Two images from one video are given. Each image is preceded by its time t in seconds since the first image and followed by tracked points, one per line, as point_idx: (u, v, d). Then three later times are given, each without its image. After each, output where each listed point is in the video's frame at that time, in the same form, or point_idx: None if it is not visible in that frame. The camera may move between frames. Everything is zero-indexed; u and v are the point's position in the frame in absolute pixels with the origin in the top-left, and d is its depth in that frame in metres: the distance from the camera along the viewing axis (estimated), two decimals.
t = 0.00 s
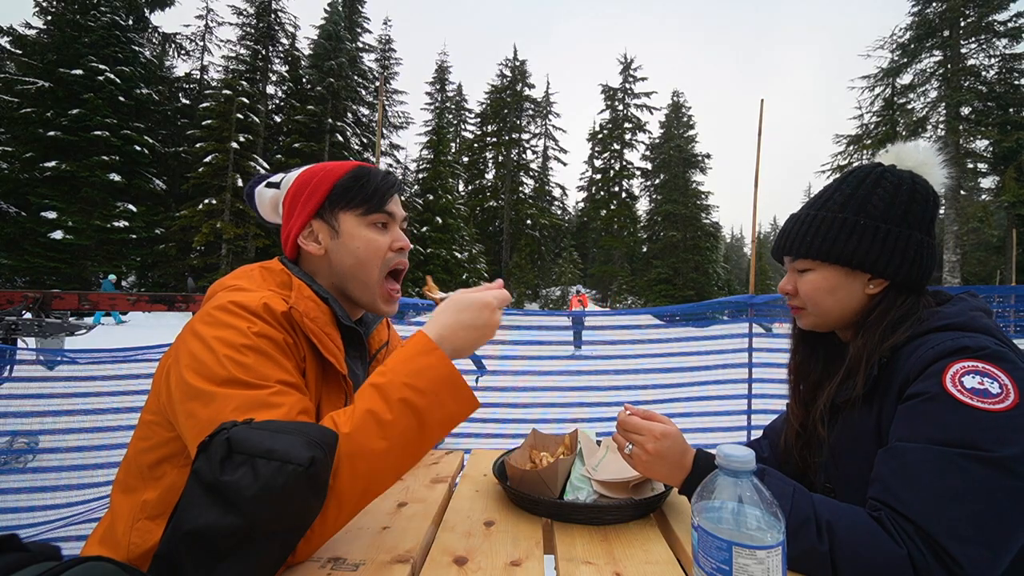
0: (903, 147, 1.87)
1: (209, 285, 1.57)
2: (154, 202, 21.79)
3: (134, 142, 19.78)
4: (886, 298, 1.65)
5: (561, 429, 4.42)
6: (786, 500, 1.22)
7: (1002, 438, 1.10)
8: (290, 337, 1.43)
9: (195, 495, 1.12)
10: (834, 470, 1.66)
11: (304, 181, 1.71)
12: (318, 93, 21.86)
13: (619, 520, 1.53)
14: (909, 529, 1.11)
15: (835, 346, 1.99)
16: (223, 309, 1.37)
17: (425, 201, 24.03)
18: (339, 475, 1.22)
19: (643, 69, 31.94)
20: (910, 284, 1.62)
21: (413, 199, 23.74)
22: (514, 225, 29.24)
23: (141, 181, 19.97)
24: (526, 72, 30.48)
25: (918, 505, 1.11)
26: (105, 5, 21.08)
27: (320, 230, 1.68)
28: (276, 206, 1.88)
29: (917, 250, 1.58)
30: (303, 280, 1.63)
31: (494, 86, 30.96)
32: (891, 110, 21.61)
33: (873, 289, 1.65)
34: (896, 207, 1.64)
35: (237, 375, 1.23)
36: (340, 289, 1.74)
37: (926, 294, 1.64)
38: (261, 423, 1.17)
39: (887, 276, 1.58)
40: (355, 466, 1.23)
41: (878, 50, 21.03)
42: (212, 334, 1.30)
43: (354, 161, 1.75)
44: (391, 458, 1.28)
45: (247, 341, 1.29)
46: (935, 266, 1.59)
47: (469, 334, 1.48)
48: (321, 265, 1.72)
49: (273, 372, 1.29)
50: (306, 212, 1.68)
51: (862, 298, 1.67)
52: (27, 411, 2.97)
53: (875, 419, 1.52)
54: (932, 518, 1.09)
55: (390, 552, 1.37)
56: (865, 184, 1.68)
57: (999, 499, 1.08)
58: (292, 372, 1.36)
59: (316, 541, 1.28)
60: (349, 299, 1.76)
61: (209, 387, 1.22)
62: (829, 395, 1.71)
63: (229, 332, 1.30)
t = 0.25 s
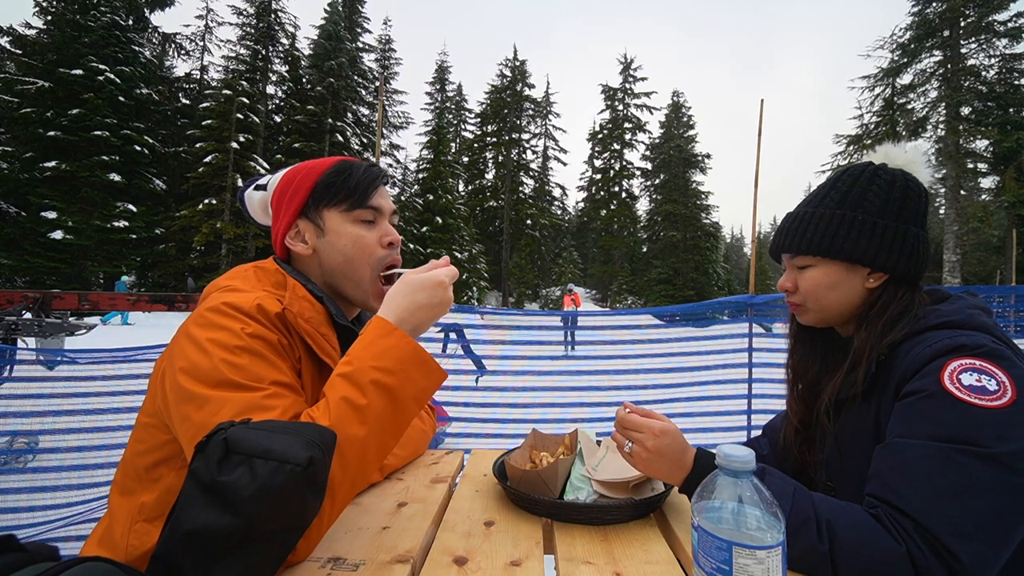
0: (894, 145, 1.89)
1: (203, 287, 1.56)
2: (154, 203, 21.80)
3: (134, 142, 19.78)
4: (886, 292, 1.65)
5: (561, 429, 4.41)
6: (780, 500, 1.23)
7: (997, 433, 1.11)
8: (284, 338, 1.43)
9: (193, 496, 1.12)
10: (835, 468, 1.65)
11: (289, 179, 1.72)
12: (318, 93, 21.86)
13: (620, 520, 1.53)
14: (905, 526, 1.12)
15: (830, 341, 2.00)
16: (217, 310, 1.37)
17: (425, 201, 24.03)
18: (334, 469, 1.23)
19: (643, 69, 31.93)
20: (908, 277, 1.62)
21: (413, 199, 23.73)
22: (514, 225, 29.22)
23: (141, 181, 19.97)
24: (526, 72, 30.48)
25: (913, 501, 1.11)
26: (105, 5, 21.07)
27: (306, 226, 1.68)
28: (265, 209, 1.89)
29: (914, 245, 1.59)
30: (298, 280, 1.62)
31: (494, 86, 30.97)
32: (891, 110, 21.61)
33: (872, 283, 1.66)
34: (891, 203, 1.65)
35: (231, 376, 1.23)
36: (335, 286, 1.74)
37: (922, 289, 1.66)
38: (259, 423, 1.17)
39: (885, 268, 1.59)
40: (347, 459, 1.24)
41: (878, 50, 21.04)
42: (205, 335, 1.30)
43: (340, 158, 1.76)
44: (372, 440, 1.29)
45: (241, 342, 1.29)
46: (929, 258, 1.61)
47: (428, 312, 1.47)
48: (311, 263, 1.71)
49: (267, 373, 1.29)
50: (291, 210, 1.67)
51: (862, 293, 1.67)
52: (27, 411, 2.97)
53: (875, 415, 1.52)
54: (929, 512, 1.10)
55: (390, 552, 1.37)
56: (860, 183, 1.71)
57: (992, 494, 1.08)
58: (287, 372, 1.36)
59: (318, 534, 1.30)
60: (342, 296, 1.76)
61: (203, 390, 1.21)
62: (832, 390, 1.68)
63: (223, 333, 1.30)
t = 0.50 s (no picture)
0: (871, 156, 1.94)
1: (201, 288, 1.56)
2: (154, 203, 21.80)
3: (134, 142, 19.79)
4: (862, 288, 1.67)
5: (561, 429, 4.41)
6: (793, 472, 1.21)
7: (971, 414, 1.14)
8: (283, 338, 1.43)
9: (193, 496, 1.12)
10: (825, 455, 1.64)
11: (285, 177, 1.71)
12: (318, 93, 21.87)
13: (620, 520, 1.53)
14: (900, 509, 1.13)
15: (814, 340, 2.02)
16: (214, 311, 1.36)
17: (425, 201, 24.03)
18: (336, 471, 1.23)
19: (643, 69, 31.94)
20: (884, 272, 1.65)
21: (413, 199, 23.73)
22: (514, 225, 29.22)
23: (141, 181, 19.97)
24: (526, 72, 30.49)
25: (898, 479, 1.14)
26: (105, 5, 21.08)
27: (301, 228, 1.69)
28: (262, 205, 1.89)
29: (889, 243, 1.63)
30: (295, 279, 1.63)
31: (493, 86, 30.97)
32: (891, 110, 21.62)
33: (850, 278, 1.68)
34: (867, 204, 1.69)
35: (229, 377, 1.23)
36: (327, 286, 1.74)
37: (897, 283, 1.69)
38: (259, 423, 1.17)
39: (861, 263, 1.62)
40: (348, 459, 1.24)
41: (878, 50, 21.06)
42: (204, 336, 1.30)
43: (338, 157, 1.75)
44: (372, 441, 1.29)
45: (239, 343, 1.29)
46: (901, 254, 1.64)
47: (429, 313, 1.46)
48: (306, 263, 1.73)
49: (266, 374, 1.29)
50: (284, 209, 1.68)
51: (841, 288, 1.69)
52: (27, 411, 2.97)
53: (855, 405, 1.52)
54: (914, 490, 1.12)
55: (390, 552, 1.38)
56: (836, 185, 1.74)
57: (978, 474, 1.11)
58: (285, 372, 1.36)
59: (319, 533, 1.30)
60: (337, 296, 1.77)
61: (202, 391, 1.21)
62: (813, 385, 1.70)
63: (221, 334, 1.30)
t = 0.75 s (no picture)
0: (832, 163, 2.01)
1: (199, 288, 1.56)
2: (155, 203, 21.80)
3: (134, 142, 19.79)
4: (836, 287, 1.69)
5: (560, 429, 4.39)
6: (790, 454, 1.17)
7: (913, 368, 1.23)
8: (281, 339, 1.42)
9: (194, 496, 1.12)
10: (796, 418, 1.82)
11: (290, 171, 1.70)
12: (318, 93, 21.87)
13: (620, 520, 1.53)
14: (840, 434, 1.18)
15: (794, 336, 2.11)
16: (212, 313, 1.36)
17: (426, 201, 24.03)
18: (336, 474, 1.22)
19: (643, 69, 31.94)
20: (852, 270, 1.67)
21: (413, 199, 23.73)
22: (514, 226, 29.22)
23: (141, 181, 19.96)
24: (526, 72, 30.50)
25: (836, 411, 1.22)
26: (104, 5, 21.07)
27: (302, 222, 1.67)
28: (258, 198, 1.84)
29: (856, 244, 1.66)
30: (293, 279, 1.63)
31: (493, 86, 30.98)
32: (891, 110, 21.62)
33: (822, 279, 1.70)
34: (833, 208, 1.70)
35: (227, 379, 1.23)
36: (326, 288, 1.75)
37: (866, 280, 1.72)
38: (259, 422, 1.17)
39: (831, 263, 1.65)
40: (350, 461, 1.23)
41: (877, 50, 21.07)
42: (201, 338, 1.30)
43: (343, 156, 1.74)
44: (382, 449, 1.29)
45: (238, 345, 1.29)
46: (868, 252, 1.68)
47: (439, 310, 1.44)
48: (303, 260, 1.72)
49: (264, 375, 1.29)
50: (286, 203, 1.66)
51: (813, 289, 1.72)
52: (27, 411, 2.97)
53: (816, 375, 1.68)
54: (856, 417, 1.18)
55: (390, 552, 1.37)
56: (804, 189, 1.76)
57: (916, 410, 1.17)
58: (283, 373, 1.35)
59: (316, 539, 1.27)
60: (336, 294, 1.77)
61: (201, 393, 1.22)
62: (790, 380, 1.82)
63: (218, 336, 1.30)
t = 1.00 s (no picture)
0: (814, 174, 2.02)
1: (198, 285, 1.56)
2: (155, 203, 21.80)
3: (134, 142, 19.80)
4: (820, 291, 1.70)
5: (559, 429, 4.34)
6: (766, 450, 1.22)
7: (864, 353, 1.29)
8: (283, 338, 1.43)
9: (195, 494, 1.12)
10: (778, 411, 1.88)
11: (310, 172, 1.65)
12: (318, 93, 21.88)
13: (619, 520, 1.53)
14: (779, 402, 1.26)
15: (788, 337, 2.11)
16: (213, 311, 1.36)
17: (425, 201, 24.03)
18: (338, 476, 1.22)
19: (643, 69, 31.98)
20: (837, 273, 1.69)
21: (413, 199, 23.75)
22: (514, 226, 29.23)
23: (141, 181, 19.96)
24: (526, 72, 30.53)
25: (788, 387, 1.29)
26: (104, 5, 21.08)
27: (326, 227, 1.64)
28: (265, 193, 1.72)
29: (842, 249, 1.67)
30: (294, 279, 1.63)
31: (493, 86, 31.01)
32: (891, 110, 21.63)
33: (808, 281, 1.70)
34: (819, 214, 1.71)
35: (229, 378, 1.23)
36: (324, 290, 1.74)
37: (853, 283, 1.73)
38: (260, 422, 1.18)
39: (812, 266, 1.65)
40: (355, 464, 1.23)
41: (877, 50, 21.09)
42: (203, 337, 1.30)
43: (357, 159, 1.72)
44: (392, 455, 1.29)
45: (239, 343, 1.29)
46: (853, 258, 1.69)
47: (455, 322, 1.47)
48: (311, 262, 1.68)
49: (265, 374, 1.29)
50: (307, 206, 1.62)
51: (799, 291, 1.72)
52: (27, 411, 2.97)
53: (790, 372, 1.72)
54: (797, 388, 1.26)
55: (390, 551, 1.38)
56: (794, 194, 1.77)
57: (860, 385, 1.23)
58: (285, 372, 1.35)
59: (313, 541, 1.26)
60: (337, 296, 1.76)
61: (201, 392, 1.21)
62: (774, 379, 1.89)
63: (219, 334, 1.30)
